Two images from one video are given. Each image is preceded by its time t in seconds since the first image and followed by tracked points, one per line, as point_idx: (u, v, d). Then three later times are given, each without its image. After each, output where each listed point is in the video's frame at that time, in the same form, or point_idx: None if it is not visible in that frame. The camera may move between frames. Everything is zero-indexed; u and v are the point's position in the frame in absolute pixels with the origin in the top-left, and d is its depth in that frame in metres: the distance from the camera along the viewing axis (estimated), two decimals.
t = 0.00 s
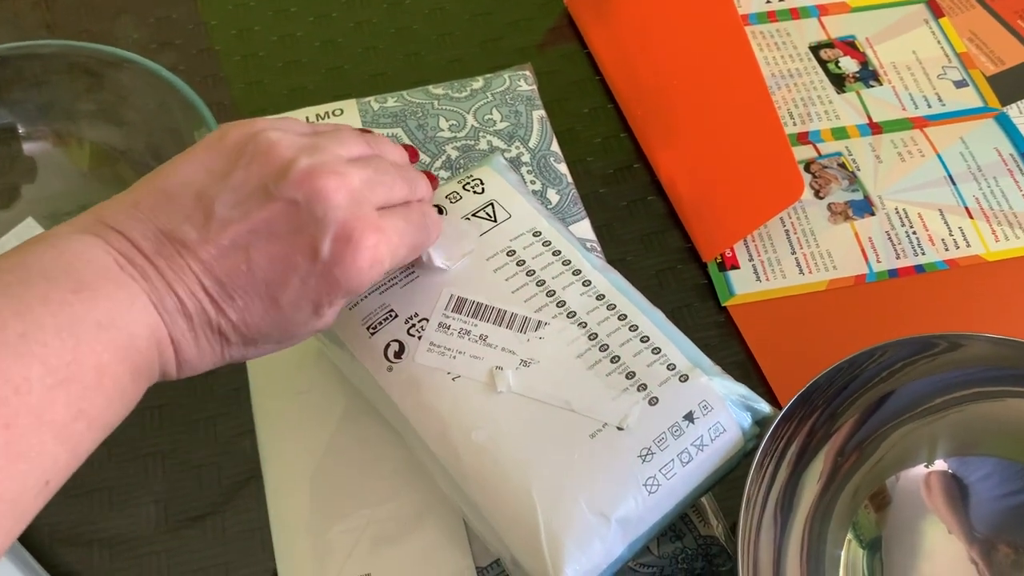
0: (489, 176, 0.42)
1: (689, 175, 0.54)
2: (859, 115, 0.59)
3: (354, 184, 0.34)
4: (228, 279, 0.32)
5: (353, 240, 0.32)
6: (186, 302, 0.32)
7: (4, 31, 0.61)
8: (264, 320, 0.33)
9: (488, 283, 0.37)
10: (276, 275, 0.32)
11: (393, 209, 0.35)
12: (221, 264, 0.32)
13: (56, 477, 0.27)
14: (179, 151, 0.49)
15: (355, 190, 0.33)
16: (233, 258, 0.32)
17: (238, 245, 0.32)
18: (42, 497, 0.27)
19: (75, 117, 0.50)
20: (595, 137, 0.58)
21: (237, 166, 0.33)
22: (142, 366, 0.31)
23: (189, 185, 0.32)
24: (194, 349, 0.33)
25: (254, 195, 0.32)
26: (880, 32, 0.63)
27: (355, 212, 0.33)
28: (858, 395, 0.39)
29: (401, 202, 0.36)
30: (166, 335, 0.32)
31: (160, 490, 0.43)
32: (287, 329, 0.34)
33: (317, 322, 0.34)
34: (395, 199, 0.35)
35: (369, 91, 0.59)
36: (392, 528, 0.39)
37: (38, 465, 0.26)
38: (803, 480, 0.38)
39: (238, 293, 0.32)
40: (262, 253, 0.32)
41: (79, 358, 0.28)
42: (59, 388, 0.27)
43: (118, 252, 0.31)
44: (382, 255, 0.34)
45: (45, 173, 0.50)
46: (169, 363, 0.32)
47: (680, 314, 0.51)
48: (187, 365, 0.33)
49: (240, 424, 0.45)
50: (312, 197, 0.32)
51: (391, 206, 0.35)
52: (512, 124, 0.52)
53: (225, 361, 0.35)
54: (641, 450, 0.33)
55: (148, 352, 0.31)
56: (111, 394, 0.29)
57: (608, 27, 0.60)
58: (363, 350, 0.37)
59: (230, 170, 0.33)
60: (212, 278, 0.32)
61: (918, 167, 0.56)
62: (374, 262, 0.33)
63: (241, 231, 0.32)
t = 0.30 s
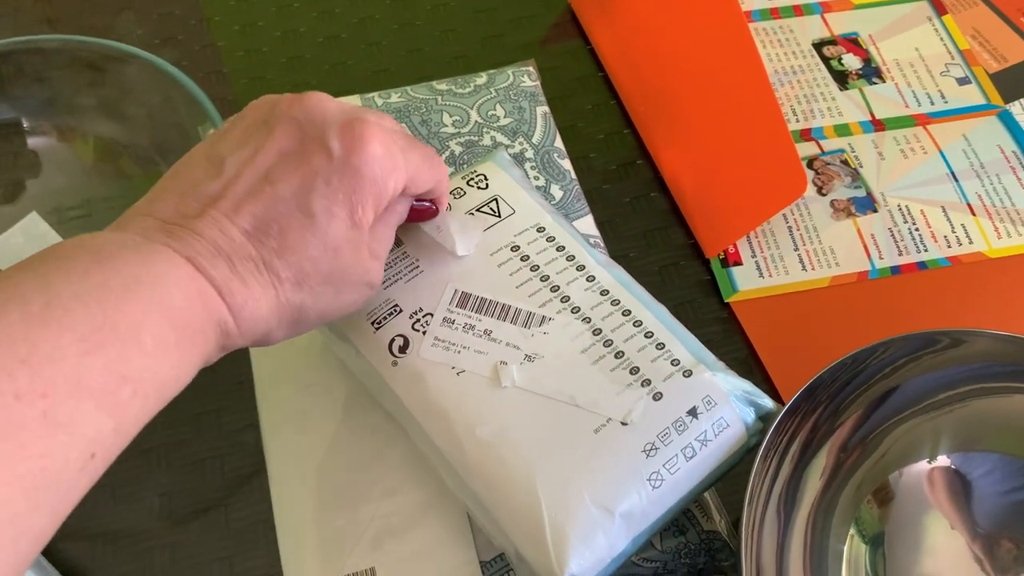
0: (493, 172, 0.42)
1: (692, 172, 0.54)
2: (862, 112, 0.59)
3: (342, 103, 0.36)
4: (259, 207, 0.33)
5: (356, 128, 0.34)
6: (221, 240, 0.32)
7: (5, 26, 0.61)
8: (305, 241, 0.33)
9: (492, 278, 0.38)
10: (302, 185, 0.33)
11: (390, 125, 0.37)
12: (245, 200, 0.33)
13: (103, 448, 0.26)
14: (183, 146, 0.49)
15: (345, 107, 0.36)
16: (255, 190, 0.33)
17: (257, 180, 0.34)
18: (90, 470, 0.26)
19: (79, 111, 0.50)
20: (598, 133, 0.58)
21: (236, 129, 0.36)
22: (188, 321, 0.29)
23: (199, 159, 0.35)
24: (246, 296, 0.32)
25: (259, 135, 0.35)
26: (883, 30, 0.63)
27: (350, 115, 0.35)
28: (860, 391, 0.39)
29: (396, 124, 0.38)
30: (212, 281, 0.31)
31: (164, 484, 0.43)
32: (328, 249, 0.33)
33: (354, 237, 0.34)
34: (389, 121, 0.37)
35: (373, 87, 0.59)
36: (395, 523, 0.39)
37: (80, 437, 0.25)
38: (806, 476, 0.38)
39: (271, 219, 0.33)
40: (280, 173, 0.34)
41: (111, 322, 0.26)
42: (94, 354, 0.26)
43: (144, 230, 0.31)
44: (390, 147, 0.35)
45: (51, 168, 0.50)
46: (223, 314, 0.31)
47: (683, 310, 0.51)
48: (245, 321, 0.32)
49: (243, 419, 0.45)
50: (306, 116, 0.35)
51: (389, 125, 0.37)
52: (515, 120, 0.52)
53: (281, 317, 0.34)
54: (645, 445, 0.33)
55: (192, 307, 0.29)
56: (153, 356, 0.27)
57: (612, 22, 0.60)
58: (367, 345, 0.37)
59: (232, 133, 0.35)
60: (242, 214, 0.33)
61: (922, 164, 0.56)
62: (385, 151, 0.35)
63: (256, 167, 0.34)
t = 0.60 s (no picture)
0: (497, 168, 0.42)
1: (699, 170, 0.54)
2: (867, 109, 0.59)
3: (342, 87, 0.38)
4: (280, 186, 0.34)
5: (362, 104, 0.36)
6: (247, 222, 0.32)
7: (9, 21, 0.61)
8: (331, 213, 0.34)
9: (501, 270, 0.38)
10: (318, 160, 0.34)
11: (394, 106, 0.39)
12: (265, 182, 0.34)
13: (146, 435, 0.26)
14: (189, 142, 0.49)
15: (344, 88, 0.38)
16: (273, 172, 0.34)
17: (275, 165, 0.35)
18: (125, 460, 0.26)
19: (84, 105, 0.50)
20: (603, 130, 0.58)
21: (250, 128, 0.37)
22: (224, 304, 0.29)
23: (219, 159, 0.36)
24: (282, 273, 0.32)
25: (268, 128, 0.36)
26: (888, 27, 0.63)
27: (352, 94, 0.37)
28: (865, 386, 0.39)
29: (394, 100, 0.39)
30: (245, 260, 0.31)
31: (171, 479, 0.43)
32: (356, 218, 0.34)
33: (378, 204, 0.35)
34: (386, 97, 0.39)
35: (378, 83, 0.59)
36: (404, 514, 0.40)
37: (125, 422, 0.25)
38: (812, 470, 0.38)
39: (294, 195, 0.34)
40: (295, 155, 0.35)
41: (147, 309, 0.27)
42: (128, 340, 0.26)
43: (170, 227, 0.32)
44: (396, 117, 0.36)
45: (58, 163, 0.50)
46: (261, 292, 0.31)
47: (688, 306, 0.51)
48: (283, 298, 0.32)
49: (248, 414, 0.45)
50: (311, 101, 0.37)
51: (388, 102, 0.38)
52: (521, 116, 0.53)
53: (319, 295, 0.34)
54: (655, 433, 0.33)
55: (226, 292, 0.29)
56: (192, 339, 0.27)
57: (617, 19, 0.60)
58: (375, 339, 0.37)
59: (247, 132, 0.37)
60: (263, 196, 0.33)
61: (926, 161, 0.56)
62: (392, 121, 0.36)
63: (271, 154, 0.35)
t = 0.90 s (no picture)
0: (494, 166, 0.42)
1: (695, 170, 0.54)
2: (864, 109, 0.59)
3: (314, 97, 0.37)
4: (233, 186, 0.32)
5: (327, 105, 0.35)
6: (200, 222, 0.31)
7: (9, 19, 0.61)
8: (288, 212, 0.32)
9: (497, 269, 0.38)
10: (277, 160, 0.33)
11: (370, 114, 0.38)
12: (219, 183, 0.32)
13: (83, 439, 0.25)
14: (187, 138, 0.49)
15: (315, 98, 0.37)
16: (230, 172, 0.33)
17: (232, 166, 0.33)
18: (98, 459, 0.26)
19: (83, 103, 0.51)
20: (601, 129, 0.58)
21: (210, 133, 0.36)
22: (169, 303, 0.28)
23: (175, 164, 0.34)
24: (235, 272, 0.30)
25: (228, 133, 0.35)
26: (886, 27, 0.63)
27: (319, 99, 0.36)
28: (860, 384, 0.39)
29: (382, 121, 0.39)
30: (194, 258, 0.29)
31: (168, 476, 0.43)
32: (315, 221, 0.33)
33: (337, 210, 0.34)
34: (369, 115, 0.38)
35: (376, 82, 0.60)
36: (399, 511, 0.40)
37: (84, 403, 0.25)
38: (806, 470, 0.38)
39: (251, 195, 0.32)
40: (253, 156, 0.33)
41: (82, 310, 0.25)
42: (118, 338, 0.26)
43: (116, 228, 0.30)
44: (362, 121, 0.35)
45: (57, 160, 0.50)
46: (212, 291, 0.30)
47: (684, 305, 0.51)
48: (235, 300, 0.31)
49: (245, 410, 0.45)
50: (277, 107, 0.35)
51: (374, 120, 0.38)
52: (519, 115, 0.53)
53: (274, 295, 0.32)
54: (649, 434, 0.33)
55: (172, 292, 0.28)
56: (131, 342, 0.26)
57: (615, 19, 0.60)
58: (371, 337, 0.37)
59: (207, 138, 0.35)
60: (216, 195, 0.32)
61: (923, 160, 0.56)
62: (359, 125, 0.35)
63: (229, 156, 0.33)
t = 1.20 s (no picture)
0: (500, 161, 0.42)
1: (699, 165, 0.54)
2: (868, 106, 0.59)
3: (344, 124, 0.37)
4: (286, 238, 0.33)
5: (361, 139, 0.34)
6: (261, 278, 0.31)
7: (12, 14, 0.61)
8: (341, 260, 0.32)
9: (503, 264, 0.38)
10: (323, 208, 0.33)
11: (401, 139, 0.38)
12: (270, 236, 0.33)
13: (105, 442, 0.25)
14: (193, 134, 0.49)
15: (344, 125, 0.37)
16: (276, 221, 0.33)
17: (277, 212, 0.33)
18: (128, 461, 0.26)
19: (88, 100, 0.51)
20: (605, 125, 0.58)
21: (247, 172, 0.36)
22: (243, 361, 0.29)
23: (219, 208, 0.35)
24: (302, 328, 0.31)
25: (267, 176, 0.35)
26: (890, 24, 0.63)
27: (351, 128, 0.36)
28: (865, 379, 0.39)
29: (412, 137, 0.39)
30: (262, 319, 0.31)
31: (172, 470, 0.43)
32: (367, 261, 0.33)
33: (387, 245, 0.34)
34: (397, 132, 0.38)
35: (381, 78, 0.60)
36: (405, 505, 0.40)
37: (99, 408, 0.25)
38: (811, 464, 0.39)
39: (303, 245, 0.32)
40: (298, 202, 0.33)
41: (156, 370, 0.27)
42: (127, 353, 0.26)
43: (183, 290, 0.31)
44: (397, 151, 0.35)
45: (62, 156, 0.51)
46: (283, 349, 0.31)
47: (689, 301, 0.51)
48: (304, 351, 0.32)
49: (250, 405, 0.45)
50: (309, 141, 0.35)
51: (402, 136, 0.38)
52: (523, 111, 0.53)
53: (342, 340, 0.33)
54: (656, 428, 0.33)
55: (243, 350, 0.29)
56: (205, 398, 0.27)
57: (620, 16, 0.61)
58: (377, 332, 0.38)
59: (246, 179, 0.36)
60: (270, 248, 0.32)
61: (927, 157, 0.57)
62: (395, 156, 0.35)
63: (273, 204, 0.34)
